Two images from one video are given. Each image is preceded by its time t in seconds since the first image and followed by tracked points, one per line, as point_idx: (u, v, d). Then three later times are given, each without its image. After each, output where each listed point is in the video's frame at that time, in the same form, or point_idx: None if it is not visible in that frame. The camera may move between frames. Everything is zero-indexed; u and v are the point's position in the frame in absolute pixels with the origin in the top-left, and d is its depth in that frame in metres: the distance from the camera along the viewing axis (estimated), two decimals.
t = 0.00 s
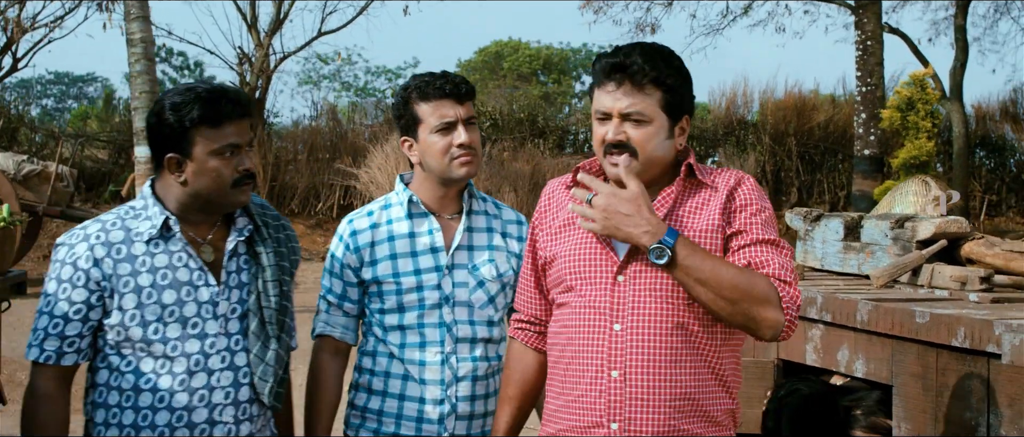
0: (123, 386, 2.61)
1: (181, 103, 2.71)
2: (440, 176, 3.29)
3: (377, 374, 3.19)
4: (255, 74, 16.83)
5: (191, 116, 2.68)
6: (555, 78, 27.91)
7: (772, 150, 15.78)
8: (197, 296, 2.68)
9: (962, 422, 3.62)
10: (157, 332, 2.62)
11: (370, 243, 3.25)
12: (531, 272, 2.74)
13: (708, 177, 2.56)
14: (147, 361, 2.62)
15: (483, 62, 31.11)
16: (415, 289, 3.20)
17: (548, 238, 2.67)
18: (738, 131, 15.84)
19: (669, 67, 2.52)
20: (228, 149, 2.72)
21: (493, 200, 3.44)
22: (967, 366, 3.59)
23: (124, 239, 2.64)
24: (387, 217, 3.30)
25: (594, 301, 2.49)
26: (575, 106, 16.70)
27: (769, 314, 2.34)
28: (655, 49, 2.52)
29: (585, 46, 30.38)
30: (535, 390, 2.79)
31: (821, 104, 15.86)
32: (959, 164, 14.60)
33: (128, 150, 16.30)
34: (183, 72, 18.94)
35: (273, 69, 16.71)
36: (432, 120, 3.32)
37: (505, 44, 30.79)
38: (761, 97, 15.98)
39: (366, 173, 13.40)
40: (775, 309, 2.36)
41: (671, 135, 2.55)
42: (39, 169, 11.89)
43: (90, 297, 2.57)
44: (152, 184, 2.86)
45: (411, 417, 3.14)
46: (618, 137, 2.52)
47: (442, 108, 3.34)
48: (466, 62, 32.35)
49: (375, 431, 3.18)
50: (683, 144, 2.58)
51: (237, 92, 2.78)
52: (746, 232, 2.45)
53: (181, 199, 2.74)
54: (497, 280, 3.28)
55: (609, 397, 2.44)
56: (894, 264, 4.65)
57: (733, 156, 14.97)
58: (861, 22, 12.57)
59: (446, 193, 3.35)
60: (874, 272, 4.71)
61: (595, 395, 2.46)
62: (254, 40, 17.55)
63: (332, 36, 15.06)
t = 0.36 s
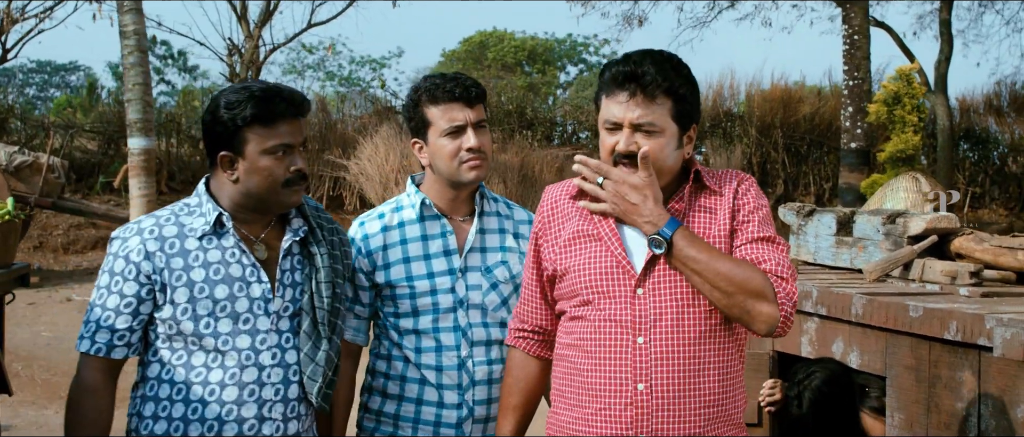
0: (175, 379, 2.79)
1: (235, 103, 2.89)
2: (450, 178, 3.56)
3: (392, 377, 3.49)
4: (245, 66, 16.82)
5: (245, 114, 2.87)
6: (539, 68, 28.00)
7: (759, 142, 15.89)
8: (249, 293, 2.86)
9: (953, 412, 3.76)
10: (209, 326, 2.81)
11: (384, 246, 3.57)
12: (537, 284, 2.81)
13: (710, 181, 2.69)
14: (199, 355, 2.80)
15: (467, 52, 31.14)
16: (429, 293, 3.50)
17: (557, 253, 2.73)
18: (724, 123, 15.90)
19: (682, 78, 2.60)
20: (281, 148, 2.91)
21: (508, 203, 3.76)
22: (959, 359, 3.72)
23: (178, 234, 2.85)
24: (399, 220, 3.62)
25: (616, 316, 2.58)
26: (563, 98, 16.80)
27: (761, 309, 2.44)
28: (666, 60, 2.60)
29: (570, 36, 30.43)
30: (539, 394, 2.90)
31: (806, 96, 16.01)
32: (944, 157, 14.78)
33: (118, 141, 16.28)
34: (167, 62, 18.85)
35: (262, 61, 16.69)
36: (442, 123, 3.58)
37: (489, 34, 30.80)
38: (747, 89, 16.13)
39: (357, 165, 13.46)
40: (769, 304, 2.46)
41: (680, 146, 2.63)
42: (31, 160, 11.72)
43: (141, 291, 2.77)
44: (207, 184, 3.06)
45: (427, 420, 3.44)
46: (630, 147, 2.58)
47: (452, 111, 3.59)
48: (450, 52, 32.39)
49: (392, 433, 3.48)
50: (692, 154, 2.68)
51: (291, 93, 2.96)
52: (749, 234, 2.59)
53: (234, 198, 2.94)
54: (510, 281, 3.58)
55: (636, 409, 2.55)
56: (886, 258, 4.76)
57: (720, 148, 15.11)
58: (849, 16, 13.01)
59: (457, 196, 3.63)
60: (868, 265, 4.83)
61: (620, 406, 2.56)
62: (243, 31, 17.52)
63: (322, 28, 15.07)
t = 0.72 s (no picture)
0: (174, 392, 2.85)
1: (222, 107, 2.97)
2: (424, 173, 3.64)
3: (378, 374, 3.54)
4: (224, 57, 16.75)
5: (233, 117, 2.94)
6: (515, 58, 28.04)
7: (735, 133, 16.12)
8: (246, 302, 2.91)
9: (934, 400, 3.89)
10: (207, 339, 2.86)
11: (364, 241, 3.65)
12: (496, 299, 2.68)
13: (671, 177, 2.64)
14: (197, 367, 2.86)
15: (442, 42, 31.08)
16: (412, 287, 3.57)
17: (521, 267, 2.61)
18: (702, 114, 16.30)
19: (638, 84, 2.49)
20: (271, 151, 2.97)
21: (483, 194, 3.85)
22: (939, 348, 3.85)
23: (171, 246, 2.90)
24: (378, 213, 3.71)
25: (595, 324, 2.51)
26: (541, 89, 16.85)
27: (750, 319, 2.46)
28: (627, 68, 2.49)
29: (544, 25, 30.47)
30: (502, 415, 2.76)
31: (782, 87, 16.15)
32: (918, 147, 15.01)
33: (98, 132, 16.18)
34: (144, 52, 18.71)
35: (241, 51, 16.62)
36: (415, 118, 3.66)
37: (464, 24, 30.92)
38: (724, 80, 16.31)
39: (336, 156, 13.47)
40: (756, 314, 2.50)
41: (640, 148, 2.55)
42: (9, 151, 11.67)
43: (137, 306, 2.84)
44: (199, 186, 3.13)
45: (417, 416, 3.51)
46: (591, 160, 2.49)
47: (424, 106, 3.67)
48: (425, 41, 32.35)
49: (379, 433, 3.52)
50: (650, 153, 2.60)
51: (279, 94, 3.01)
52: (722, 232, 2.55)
53: (225, 202, 3.01)
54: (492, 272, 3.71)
55: (622, 418, 2.49)
56: (867, 251, 4.91)
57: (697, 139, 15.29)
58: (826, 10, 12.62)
59: (431, 190, 3.73)
60: (849, 258, 5.00)
61: (605, 417, 2.50)
62: (222, 21, 17.43)
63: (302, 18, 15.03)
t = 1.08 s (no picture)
0: (155, 401, 2.73)
1: (195, 100, 2.82)
2: (406, 167, 3.67)
3: (363, 372, 3.60)
4: (211, 46, 16.67)
5: (209, 108, 2.79)
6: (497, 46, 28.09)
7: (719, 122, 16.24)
8: (229, 305, 2.79)
9: (923, 387, 4.00)
10: (188, 346, 2.73)
11: (348, 236, 3.68)
12: (461, 302, 2.66)
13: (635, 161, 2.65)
14: (178, 374, 2.74)
15: (425, 30, 31.05)
16: (395, 284, 3.58)
17: (484, 267, 2.57)
18: (687, 104, 16.22)
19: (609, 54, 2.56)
20: (250, 145, 2.83)
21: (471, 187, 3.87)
22: (928, 337, 3.97)
23: (148, 248, 2.75)
24: (363, 209, 3.74)
25: (564, 325, 2.45)
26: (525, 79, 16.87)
27: (762, 300, 2.44)
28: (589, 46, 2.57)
29: (527, 13, 30.49)
30: (468, 420, 2.75)
31: (767, 77, 16.24)
32: (901, 136, 15.15)
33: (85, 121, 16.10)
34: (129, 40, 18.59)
35: (228, 41, 16.55)
36: (395, 111, 3.69)
37: (448, 12, 30.89)
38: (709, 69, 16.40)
39: (325, 145, 13.48)
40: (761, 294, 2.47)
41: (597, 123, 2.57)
42: None
43: (113, 312, 2.68)
44: (174, 182, 2.99)
45: (399, 414, 3.55)
46: (546, 130, 2.51)
47: (403, 99, 3.69)
48: (408, 29, 32.39)
49: (366, 429, 3.60)
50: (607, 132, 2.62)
51: (259, 84, 2.86)
52: (693, 207, 2.53)
53: (202, 198, 2.87)
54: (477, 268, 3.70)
55: (596, 415, 2.43)
56: (857, 242, 5.03)
57: (682, 129, 15.40)
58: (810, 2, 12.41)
59: (415, 185, 3.74)
60: (839, 248, 5.11)
61: (578, 415, 2.44)
62: (209, 9, 17.33)
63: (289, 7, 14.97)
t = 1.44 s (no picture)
0: (145, 421, 2.68)
1: (190, 91, 2.82)
2: (420, 171, 3.69)
3: (370, 379, 3.65)
4: (212, 44, 16.67)
5: (203, 96, 2.79)
6: (493, 43, 28.09)
7: (718, 121, 16.26)
8: (227, 322, 2.73)
9: (926, 384, 4.06)
10: (184, 365, 2.67)
11: (359, 243, 3.72)
12: (486, 306, 2.61)
13: (678, 176, 2.57)
14: (173, 394, 2.69)
15: (422, 27, 31.07)
16: (403, 292, 3.61)
17: (510, 272, 2.53)
18: (685, 102, 16.11)
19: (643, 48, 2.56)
20: (243, 135, 2.80)
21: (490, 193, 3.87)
22: (931, 335, 4.02)
23: (146, 261, 2.69)
24: (375, 215, 3.76)
25: (582, 336, 2.42)
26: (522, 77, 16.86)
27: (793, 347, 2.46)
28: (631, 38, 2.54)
29: (523, 10, 30.55)
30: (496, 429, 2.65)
31: (765, 76, 16.32)
32: (900, 135, 15.19)
33: (85, 119, 16.12)
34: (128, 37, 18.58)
35: (229, 39, 16.55)
36: (409, 115, 3.73)
37: (444, 10, 30.89)
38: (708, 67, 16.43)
39: (325, 143, 13.52)
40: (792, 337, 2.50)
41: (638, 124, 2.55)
42: None
43: (110, 329, 2.63)
44: (169, 188, 2.94)
45: (401, 423, 3.60)
46: (594, 126, 2.50)
47: (418, 103, 3.73)
48: (405, 26, 32.38)
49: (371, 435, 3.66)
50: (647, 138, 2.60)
51: (256, 78, 2.87)
52: (737, 236, 2.48)
53: (195, 194, 2.83)
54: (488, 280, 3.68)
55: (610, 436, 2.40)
56: (860, 241, 5.08)
57: (681, 127, 15.42)
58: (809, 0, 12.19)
59: (427, 190, 3.75)
60: (842, 248, 5.16)
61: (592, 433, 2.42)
62: (210, 7, 17.33)
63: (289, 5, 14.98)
